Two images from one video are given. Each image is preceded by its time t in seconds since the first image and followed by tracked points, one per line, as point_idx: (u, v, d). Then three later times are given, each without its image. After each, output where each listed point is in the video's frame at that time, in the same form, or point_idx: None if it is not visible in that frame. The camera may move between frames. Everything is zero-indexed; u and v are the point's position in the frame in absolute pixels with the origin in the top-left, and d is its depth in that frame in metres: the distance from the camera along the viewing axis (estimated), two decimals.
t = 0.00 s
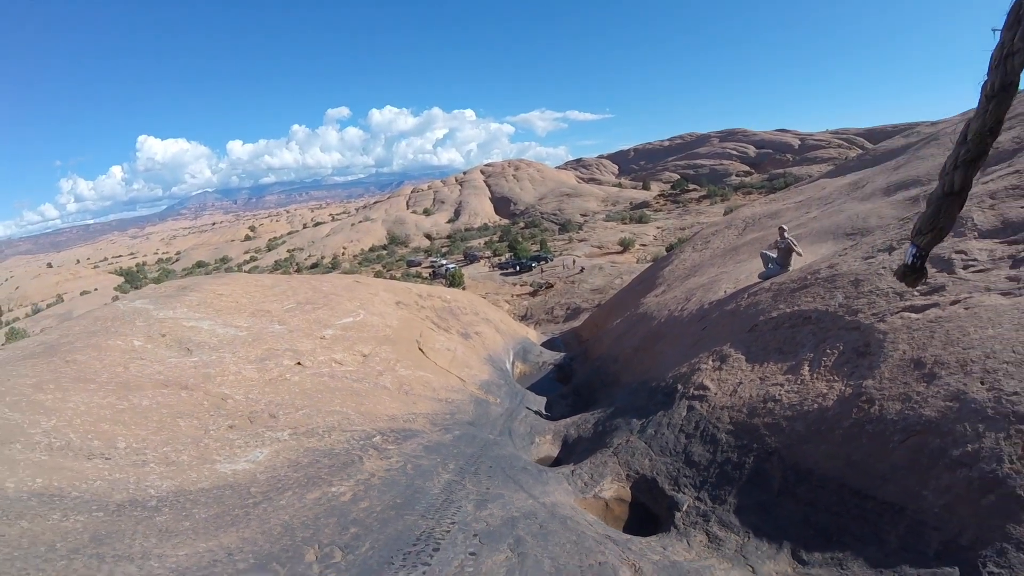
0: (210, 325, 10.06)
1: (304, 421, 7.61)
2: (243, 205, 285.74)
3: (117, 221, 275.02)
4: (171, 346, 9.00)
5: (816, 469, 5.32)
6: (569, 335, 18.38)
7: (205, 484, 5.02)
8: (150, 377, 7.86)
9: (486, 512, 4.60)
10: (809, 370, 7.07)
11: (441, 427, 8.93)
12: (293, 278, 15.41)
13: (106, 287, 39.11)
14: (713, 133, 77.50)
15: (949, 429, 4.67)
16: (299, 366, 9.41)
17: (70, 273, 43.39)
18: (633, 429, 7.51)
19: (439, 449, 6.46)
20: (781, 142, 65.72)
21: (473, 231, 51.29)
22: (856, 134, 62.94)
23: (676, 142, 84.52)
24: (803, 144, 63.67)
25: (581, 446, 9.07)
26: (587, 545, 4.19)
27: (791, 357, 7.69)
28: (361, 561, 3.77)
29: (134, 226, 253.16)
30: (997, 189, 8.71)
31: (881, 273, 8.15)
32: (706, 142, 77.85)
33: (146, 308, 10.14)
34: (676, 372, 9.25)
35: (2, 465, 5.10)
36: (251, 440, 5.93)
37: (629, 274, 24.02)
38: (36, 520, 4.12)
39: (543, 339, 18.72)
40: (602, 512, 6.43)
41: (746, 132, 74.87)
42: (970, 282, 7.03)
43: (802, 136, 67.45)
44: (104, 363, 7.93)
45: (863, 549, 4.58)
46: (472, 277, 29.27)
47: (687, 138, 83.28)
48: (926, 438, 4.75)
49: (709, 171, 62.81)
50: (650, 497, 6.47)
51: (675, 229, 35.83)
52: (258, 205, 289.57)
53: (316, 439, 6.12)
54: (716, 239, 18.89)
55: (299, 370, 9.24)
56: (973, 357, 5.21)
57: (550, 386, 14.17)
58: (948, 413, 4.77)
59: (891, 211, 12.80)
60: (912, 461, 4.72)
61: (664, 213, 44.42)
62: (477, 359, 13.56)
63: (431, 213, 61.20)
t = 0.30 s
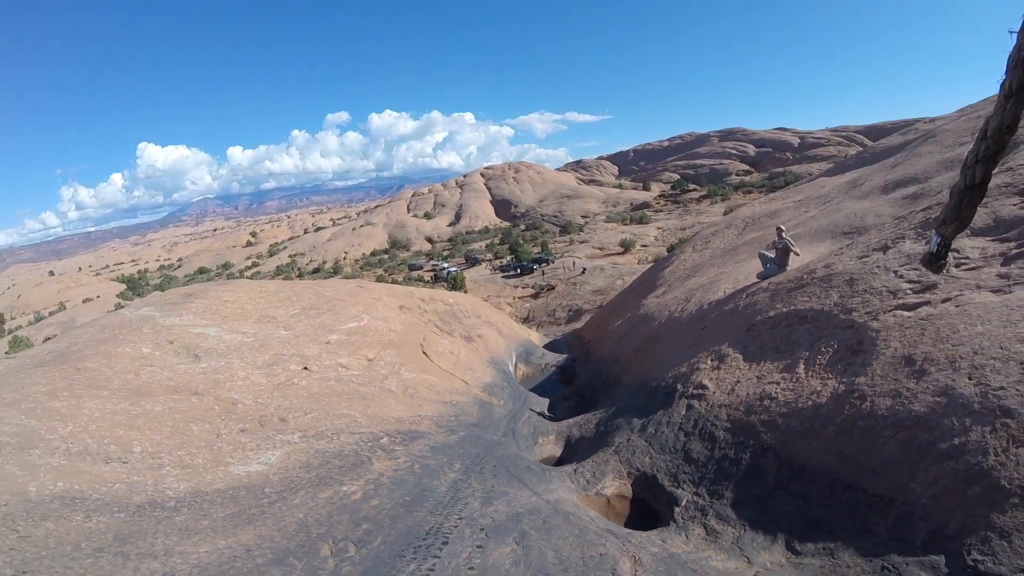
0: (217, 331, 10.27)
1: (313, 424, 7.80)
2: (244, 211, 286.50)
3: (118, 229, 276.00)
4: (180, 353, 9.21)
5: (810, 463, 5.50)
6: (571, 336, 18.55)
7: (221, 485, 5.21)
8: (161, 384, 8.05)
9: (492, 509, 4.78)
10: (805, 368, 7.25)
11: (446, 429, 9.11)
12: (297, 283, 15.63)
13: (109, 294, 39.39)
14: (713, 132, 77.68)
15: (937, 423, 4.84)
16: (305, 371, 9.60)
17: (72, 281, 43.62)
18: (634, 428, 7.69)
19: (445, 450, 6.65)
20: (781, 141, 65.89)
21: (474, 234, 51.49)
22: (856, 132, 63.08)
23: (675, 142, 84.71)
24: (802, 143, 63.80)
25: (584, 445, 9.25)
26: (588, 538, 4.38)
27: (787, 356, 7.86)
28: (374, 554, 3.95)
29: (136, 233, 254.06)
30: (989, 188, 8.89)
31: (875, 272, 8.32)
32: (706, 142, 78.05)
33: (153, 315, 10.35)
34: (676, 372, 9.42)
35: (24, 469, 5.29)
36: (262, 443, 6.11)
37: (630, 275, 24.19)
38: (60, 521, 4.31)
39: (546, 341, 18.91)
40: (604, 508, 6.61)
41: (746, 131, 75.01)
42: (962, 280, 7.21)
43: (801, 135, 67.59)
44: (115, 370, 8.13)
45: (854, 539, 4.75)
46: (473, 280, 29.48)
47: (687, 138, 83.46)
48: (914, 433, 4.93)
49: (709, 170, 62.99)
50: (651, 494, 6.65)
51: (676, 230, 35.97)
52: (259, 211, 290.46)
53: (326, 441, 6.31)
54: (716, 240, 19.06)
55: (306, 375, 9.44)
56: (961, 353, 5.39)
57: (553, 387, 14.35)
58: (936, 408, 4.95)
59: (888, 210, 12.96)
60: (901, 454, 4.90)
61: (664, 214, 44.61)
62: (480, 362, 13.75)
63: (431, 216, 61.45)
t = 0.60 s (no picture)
0: (221, 328, 10.42)
1: (318, 420, 7.94)
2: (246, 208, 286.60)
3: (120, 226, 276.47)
4: (185, 350, 9.35)
5: (804, 459, 5.63)
6: (572, 335, 18.69)
7: (230, 478, 5.32)
8: (167, 380, 8.17)
9: (494, 502, 4.92)
10: (801, 367, 7.38)
11: (448, 425, 9.24)
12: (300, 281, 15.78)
13: (110, 291, 39.58)
14: (714, 131, 77.63)
15: (928, 421, 4.97)
16: (310, 367, 9.73)
17: (73, 278, 43.76)
18: (633, 425, 7.83)
19: (448, 445, 6.79)
20: (783, 140, 65.90)
21: (475, 233, 51.61)
22: (858, 132, 63.02)
23: (677, 141, 84.70)
24: (804, 142, 63.83)
25: (584, 442, 9.40)
26: (588, 530, 4.50)
27: (784, 355, 7.99)
28: (381, 543, 4.05)
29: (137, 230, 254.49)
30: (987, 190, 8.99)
31: (873, 272, 8.44)
32: (708, 141, 78.06)
33: (158, 312, 10.50)
34: (675, 370, 9.55)
35: (36, 463, 5.40)
36: (269, 437, 6.23)
37: (631, 274, 24.30)
38: (74, 512, 4.40)
39: (547, 340, 19.05)
40: (603, 503, 6.75)
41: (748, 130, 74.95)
42: (957, 281, 7.33)
43: (804, 134, 67.54)
44: (122, 367, 8.27)
45: (845, 532, 4.88)
46: (475, 279, 29.63)
47: (689, 137, 83.49)
48: (906, 430, 5.06)
49: (711, 169, 63.05)
50: (649, 489, 6.78)
51: (677, 229, 36.03)
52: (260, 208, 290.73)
53: (331, 436, 6.44)
54: (717, 239, 19.18)
55: (311, 371, 9.59)
56: (954, 353, 5.51)
57: (554, 385, 14.47)
58: (928, 406, 5.08)
59: (888, 210, 13.05)
60: (892, 451, 5.03)
61: (666, 213, 44.70)
62: (482, 360, 13.90)
63: (433, 215, 61.57)
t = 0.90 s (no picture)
0: (225, 326, 10.59)
1: (323, 415, 8.12)
2: (245, 205, 286.88)
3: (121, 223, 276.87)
4: (191, 347, 9.53)
5: (795, 454, 5.81)
6: (572, 333, 18.87)
7: (240, 470, 5.47)
8: (175, 377, 8.33)
9: (495, 493, 5.11)
10: (795, 365, 7.56)
11: (450, 421, 9.43)
12: (301, 280, 15.95)
13: (111, 289, 39.78)
14: (715, 130, 77.65)
15: (915, 417, 5.15)
16: (314, 364, 9.90)
17: (73, 276, 43.86)
18: (631, 421, 8.02)
19: (450, 440, 6.98)
20: (784, 139, 65.96)
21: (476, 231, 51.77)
22: (859, 131, 63.06)
23: (677, 140, 84.74)
24: (805, 141, 63.87)
25: (583, 438, 9.59)
26: (588, 520, 4.68)
27: (779, 353, 8.17)
28: (389, 530, 4.20)
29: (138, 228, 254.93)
30: (982, 191, 9.13)
31: (867, 272, 8.61)
32: (709, 140, 78.09)
33: (162, 310, 10.69)
34: (673, 367, 9.74)
35: (49, 455, 5.38)
36: (276, 432, 6.38)
37: (631, 273, 24.46)
38: (91, 502, 4.49)
39: (547, 338, 19.24)
40: (601, 496, 6.94)
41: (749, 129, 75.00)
42: (949, 281, 7.50)
43: (805, 133, 67.57)
44: (129, 363, 8.45)
45: (833, 523, 5.07)
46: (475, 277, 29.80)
47: (690, 136, 83.53)
48: (893, 425, 5.24)
49: (711, 168, 63.14)
50: (646, 482, 6.98)
51: (678, 228, 36.15)
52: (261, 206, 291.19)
53: (337, 431, 6.62)
54: (717, 238, 19.34)
55: (315, 368, 9.76)
56: (942, 351, 5.69)
57: (554, 382, 14.66)
58: (915, 402, 5.26)
59: (886, 211, 13.19)
60: (880, 446, 5.22)
61: (667, 211, 44.81)
62: (483, 358, 14.10)
63: (433, 213, 61.70)
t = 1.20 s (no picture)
0: (228, 328, 10.79)
1: (328, 415, 8.33)
2: (243, 207, 286.82)
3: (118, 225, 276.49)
4: (195, 349, 9.72)
5: (784, 449, 6.03)
6: (571, 334, 19.09)
7: (250, 467, 5.66)
8: (181, 379, 8.52)
9: (495, 488, 5.32)
10: (786, 364, 7.78)
11: (450, 420, 9.64)
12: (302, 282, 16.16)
13: (110, 292, 39.91)
14: (713, 130, 77.98)
15: (898, 413, 5.37)
16: (316, 366, 10.11)
17: (72, 279, 43.94)
18: (627, 419, 8.23)
19: (451, 439, 7.20)
20: (782, 140, 66.30)
21: (475, 232, 51.98)
22: (857, 131, 63.41)
23: (675, 141, 85.05)
24: (803, 142, 64.19)
25: (580, 437, 9.80)
26: (584, 514, 4.86)
27: (771, 352, 8.40)
28: (394, 521, 4.40)
29: (136, 230, 254.61)
30: (971, 194, 9.36)
31: (858, 274, 8.83)
32: (707, 140, 78.41)
33: (166, 313, 10.88)
34: (668, 367, 9.96)
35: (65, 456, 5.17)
36: (283, 431, 6.57)
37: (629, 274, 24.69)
38: (109, 498, 4.65)
39: (545, 339, 19.46)
40: (597, 491, 7.16)
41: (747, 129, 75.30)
42: (936, 282, 7.73)
43: (802, 134, 67.89)
44: (135, 365, 8.64)
45: (819, 515, 5.28)
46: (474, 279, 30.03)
47: (688, 138, 83.90)
48: (877, 422, 5.46)
49: (709, 169, 63.45)
50: (641, 478, 7.19)
51: (676, 229, 36.38)
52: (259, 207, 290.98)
53: (341, 430, 6.82)
54: (714, 239, 19.57)
55: (318, 369, 9.97)
56: (926, 351, 5.91)
57: (553, 383, 14.88)
58: (898, 400, 5.48)
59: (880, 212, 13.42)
60: (865, 441, 5.43)
61: (665, 212, 45.08)
62: (482, 359, 14.31)
63: (432, 214, 61.90)
